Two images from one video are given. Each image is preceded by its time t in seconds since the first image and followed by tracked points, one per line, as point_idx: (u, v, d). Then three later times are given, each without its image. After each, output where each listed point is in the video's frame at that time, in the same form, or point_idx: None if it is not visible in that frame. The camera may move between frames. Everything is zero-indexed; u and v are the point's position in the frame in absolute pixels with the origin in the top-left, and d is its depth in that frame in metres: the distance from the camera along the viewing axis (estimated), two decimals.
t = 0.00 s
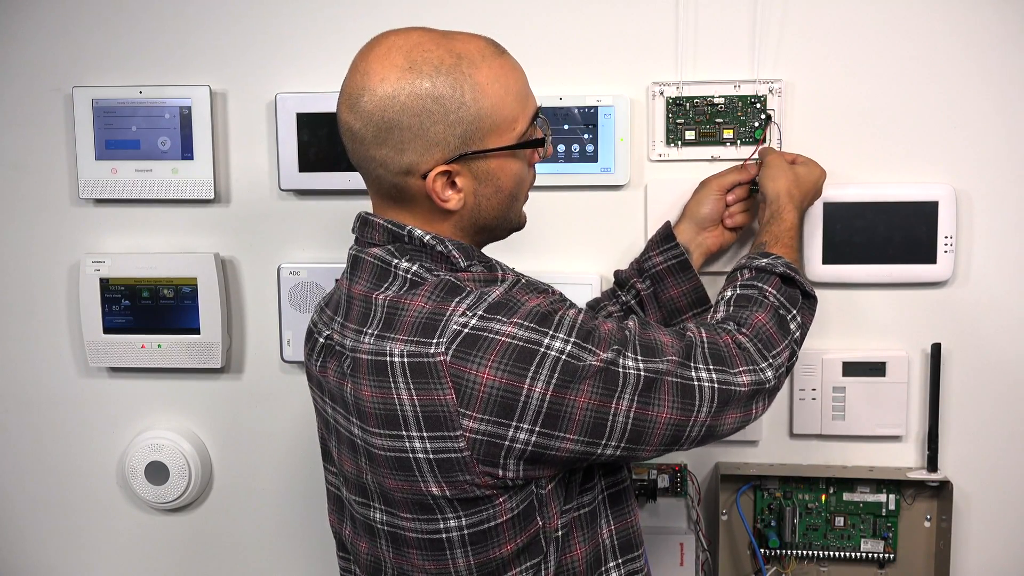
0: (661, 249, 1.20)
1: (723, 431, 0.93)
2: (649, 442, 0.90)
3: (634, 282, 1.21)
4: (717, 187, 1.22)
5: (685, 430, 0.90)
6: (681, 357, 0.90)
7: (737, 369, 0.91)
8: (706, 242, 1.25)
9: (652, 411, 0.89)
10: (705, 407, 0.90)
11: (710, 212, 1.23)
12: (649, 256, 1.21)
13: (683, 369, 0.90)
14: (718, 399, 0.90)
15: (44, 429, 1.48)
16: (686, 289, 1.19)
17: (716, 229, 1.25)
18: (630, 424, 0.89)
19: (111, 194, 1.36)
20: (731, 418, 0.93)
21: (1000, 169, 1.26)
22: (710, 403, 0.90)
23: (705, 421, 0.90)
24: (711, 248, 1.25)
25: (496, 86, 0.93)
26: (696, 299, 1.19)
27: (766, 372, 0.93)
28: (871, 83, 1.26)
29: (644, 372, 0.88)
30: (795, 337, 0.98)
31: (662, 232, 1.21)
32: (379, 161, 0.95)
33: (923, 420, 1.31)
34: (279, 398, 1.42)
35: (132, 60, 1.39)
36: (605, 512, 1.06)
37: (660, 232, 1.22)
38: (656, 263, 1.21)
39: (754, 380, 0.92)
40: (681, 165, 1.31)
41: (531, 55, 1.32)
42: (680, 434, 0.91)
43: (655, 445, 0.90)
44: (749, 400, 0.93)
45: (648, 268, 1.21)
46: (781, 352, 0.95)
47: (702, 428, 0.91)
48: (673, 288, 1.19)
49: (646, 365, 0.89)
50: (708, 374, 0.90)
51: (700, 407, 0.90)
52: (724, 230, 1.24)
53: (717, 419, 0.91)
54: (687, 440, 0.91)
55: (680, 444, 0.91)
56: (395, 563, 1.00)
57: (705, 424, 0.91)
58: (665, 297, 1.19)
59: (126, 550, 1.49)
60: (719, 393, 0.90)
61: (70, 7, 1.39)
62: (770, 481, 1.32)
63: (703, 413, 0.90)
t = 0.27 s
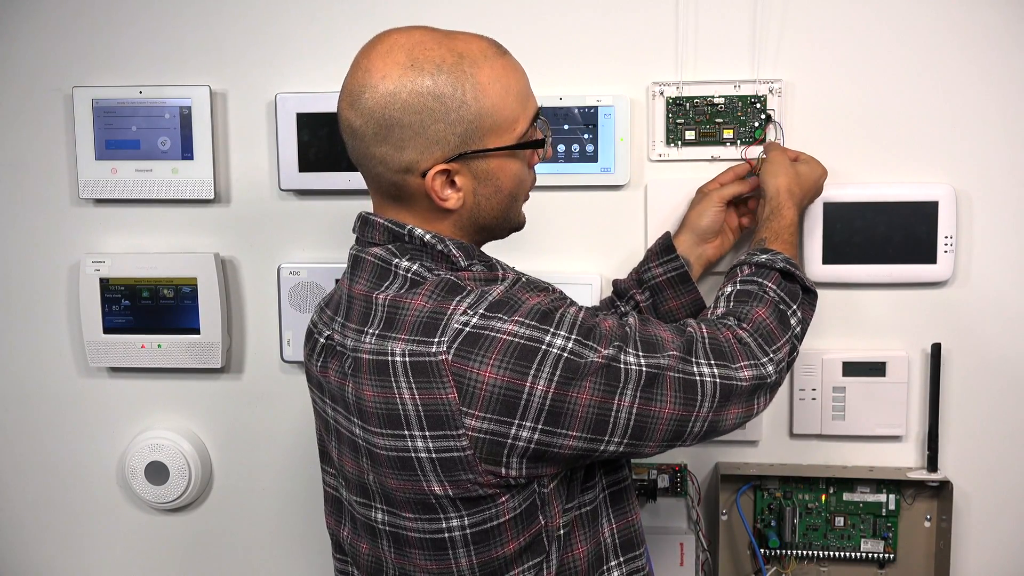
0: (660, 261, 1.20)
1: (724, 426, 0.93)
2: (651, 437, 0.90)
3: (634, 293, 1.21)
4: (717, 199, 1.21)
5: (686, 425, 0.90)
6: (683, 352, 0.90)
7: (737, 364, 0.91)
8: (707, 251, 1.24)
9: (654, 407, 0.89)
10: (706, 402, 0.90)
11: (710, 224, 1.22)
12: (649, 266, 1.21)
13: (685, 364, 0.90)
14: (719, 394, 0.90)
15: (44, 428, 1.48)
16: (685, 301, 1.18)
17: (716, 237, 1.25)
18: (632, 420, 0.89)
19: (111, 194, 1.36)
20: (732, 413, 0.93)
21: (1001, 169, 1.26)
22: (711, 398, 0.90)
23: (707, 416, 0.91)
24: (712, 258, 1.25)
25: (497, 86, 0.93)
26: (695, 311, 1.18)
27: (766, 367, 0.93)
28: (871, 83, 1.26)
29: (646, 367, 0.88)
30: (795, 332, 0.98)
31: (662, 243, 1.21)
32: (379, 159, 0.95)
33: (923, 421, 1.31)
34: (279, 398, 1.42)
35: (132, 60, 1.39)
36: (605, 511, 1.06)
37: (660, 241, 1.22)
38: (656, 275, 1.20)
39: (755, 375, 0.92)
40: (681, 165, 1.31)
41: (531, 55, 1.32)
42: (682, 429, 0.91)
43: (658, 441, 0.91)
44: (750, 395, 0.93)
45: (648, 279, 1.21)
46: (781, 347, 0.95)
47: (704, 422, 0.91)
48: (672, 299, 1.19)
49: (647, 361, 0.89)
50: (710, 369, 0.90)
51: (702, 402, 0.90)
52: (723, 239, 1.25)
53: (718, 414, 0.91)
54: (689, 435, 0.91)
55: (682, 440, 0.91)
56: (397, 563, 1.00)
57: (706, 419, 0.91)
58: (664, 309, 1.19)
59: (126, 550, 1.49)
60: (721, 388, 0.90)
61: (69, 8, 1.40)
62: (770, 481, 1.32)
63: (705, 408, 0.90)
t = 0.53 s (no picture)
0: (660, 256, 1.20)
1: (726, 426, 0.93)
2: (653, 436, 0.90)
3: (633, 289, 1.21)
4: (715, 196, 1.22)
5: (688, 423, 0.90)
6: (685, 350, 0.90)
7: (739, 363, 0.91)
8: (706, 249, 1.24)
9: (656, 405, 0.89)
10: (708, 401, 0.90)
11: (708, 219, 1.22)
12: (648, 262, 1.22)
13: (688, 362, 0.89)
14: (722, 392, 0.90)
15: (44, 429, 1.48)
16: (684, 296, 1.18)
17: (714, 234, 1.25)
18: (634, 419, 0.89)
19: (111, 194, 1.36)
20: (735, 412, 0.93)
21: (1001, 169, 1.26)
22: (714, 396, 0.90)
23: (709, 415, 0.91)
24: (710, 255, 1.24)
25: (500, 87, 0.93)
26: (695, 306, 1.18)
27: (768, 366, 0.93)
28: (871, 83, 1.26)
29: (647, 365, 0.88)
30: (796, 331, 0.98)
31: (661, 239, 1.21)
32: (381, 159, 0.95)
33: (923, 421, 1.31)
34: (279, 398, 1.42)
35: (131, 60, 1.39)
36: (606, 511, 1.06)
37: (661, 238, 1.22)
38: (655, 270, 1.21)
39: (757, 374, 0.92)
40: (681, 165, 1.31)
41: (531, 55, 1.32)
42: (684, 427, 0.91)
43: (659, 439, 0.91)
44: (752, 393, 0.93)
45: (647, 275, 1.22)
46: (783, 346, 0.95)
47: (705, 421, 0.91)
48: (672, 294, 1.19)
49: (649, 359, 0.89)
50: (713, 367, 0.90)
51: (704, 401, 0.90)
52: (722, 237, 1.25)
53: (720, 413, 0.91)
54: (691, 434, 0.91)
55: (683, 438, 0.91)
56: (399, 563, 1.00)
57: (708, 418, 0.91)
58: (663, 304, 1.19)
59: (126, 549, 1.49)
60: (723, 386, 0.90)
61: (70, 9, 1.40)
62: (770, 481, 1.32)
63: (707, 407, 0.90)
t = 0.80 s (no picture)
0: (658, 257, 1.21)
1: (727, 428, 0.93)
2: (652, 439, 0.90)
3: (631, 289, 1.21)
4: (709, 195, 1.22)
5: (688, 426, 0.90)
6: (684, 353, 0.90)
7: (739, 365, 0.91)
8: (704, 249, 1.24)
9: (655, 408, 0.89)
10: (708, 404, 0.90)
11: (704, 218, 1.23)
12: (647, 263, 1.22)
13: (686, 364, 0.90)
14: (721, 395, 0.90)
15: (44, 429, 1.48)
16: (683, 296, 1.19)
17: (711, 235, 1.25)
18: (632, 421, 0.89)
19: (111, 194, 1.36)
20: (736, 416, 0.93)
21: (1000, 169, 1.26)
22: (713, 399, 0.90)
23: (709, 418, 0.90)
24: (708, 255, 1.24)
25: (506, 92, 0.93)
26: (693, 307, 1.18)
27: (768, 368, 0.93)
28: (871, 82, 1.26)
29: (646, 368, 0.88)
30: (796, 332, 0.98)
31: (660, 240, 1.22)
32: (386, 162, 0.95)
33: (923, 421, 1.31)
34: (279, 398, 1.42)
35: (132, 60, 1.39)
36: (605, 513, 1.05)
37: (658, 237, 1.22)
38: (653, 271, 1.21)
39: (757, 376, 0.92)
40: (681, 165, 1.31)
41: (531, 55, 1.32)
42: (683, 431, 0.91)
43: (658, 442, 0.90)
44: (753, 396, 0.93)
45: (645, 276, 1.22)
46: (783, 347, 0.95)
47: (705, 424, 0.91)
48: (670, 295, 1.20)
49: (648, 362, 0.89)
50: (712, 370, 0.90)
51: (703, 403, 0.90)
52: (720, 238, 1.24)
53: (720, 416, 0.91)
54: (691, 437, 0.91)
55: (683, 441, 0.91)
56: (395, 563, 1.00)
57: (708, 421, 0.91)
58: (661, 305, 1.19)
59: (125, 550, 1.49)
60: (723, 389, 0.90)
61: (70, 9, 1.40)
62: (770, 481, 1.32)
63: (706, 410, 0.90)
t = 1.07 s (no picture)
0: (654, 252, 1.21)
1: (703, 470, 0.90)
2: (619, 474, 0.89)
3: (627, 286, 1.22)
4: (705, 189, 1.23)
5: (660, 465, 0.88)
6: (661, 390, 0.88)
7: (718, 408, 0.89)
8: (697, 244, 1.24)
9: (623, 445, 0.87)
10: (682, 444, 0.88)
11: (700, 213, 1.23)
12: (642, 259, 1.22)
13: (664, 403, 0.88)
14: (695, 437, 0.87)
15: (44, 429, 1.48)
16: (679, 291, 1.18)
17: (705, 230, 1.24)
18: (599, 455, 0.87)
19: (111, 195, 1.36)
20: (713, 456, 0.90)
21: (1000, 169, 1.26)
22: (688, 440, 0.87)
23: (682, 459, 0.88)
24: (702, 250, 1.25)
25: (546, 120, 0.92)
26: (690, 301, 1.18)
27: (749, 410, 0.90)
28: (871, 82, 1.26)
29: (619, 402, 0.87)
30: (778, 370, 0.95)
31: (655, 234, 1.22)
32: (409, 154, 0.94)
33: (923, 421, 1.31)
34: (279, 398, 1.42)
35: (132, 61, 1.39)
36: (585, 533, 1.04)
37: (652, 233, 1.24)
38: (648, 266, 1.21)
39: (736, 419, 0.89)
40: (681, 165, 1.30)
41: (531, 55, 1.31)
42: (654, 468, 0.89)
43: (626, 478, 0.89)
44: (733, 439, 0.90)
45: (641, 272, 1.21)
46: (767, 387, 0.92)
47: (678, 464, 0.88)
48: (666, 291, 1.19)
49: (622, 396, 0.87)
50: (690, 410, 0.88)
51: (677, 444, 0.87)
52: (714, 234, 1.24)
53: (695, 457, 0.89)
54: (663, 475, 0.89)
55: (655, 479, 0.89)
56: (363, 556, 1.02)
57: (681, 461, 0.88)
58: (658, 300, 1.19)
59: (125, 550, 1.49)
60: (699, 434, 0.87)
61: (70, 10, 1.40)
62: (770, 481, 1.32)
63: (681, 450, 0.88)
